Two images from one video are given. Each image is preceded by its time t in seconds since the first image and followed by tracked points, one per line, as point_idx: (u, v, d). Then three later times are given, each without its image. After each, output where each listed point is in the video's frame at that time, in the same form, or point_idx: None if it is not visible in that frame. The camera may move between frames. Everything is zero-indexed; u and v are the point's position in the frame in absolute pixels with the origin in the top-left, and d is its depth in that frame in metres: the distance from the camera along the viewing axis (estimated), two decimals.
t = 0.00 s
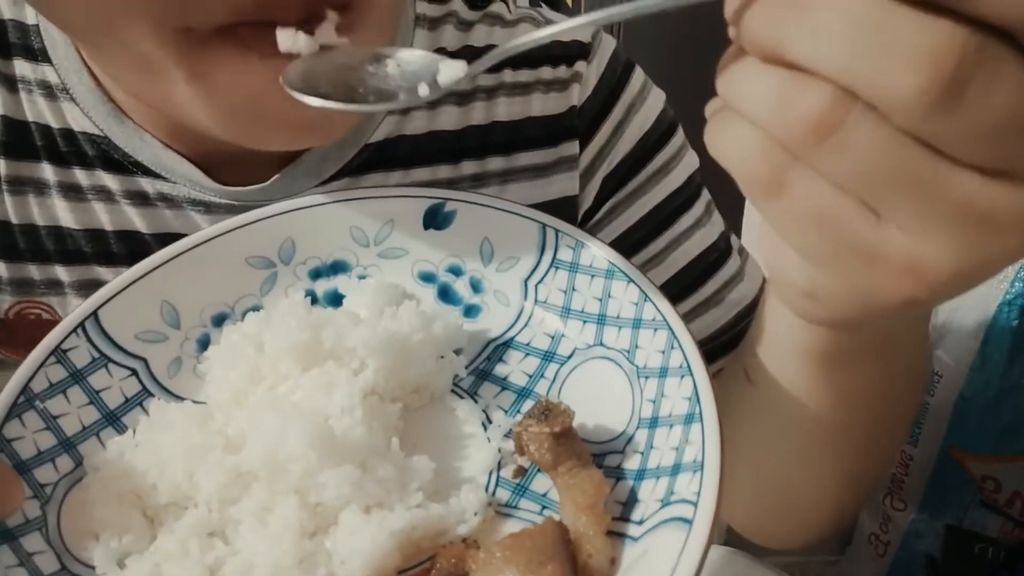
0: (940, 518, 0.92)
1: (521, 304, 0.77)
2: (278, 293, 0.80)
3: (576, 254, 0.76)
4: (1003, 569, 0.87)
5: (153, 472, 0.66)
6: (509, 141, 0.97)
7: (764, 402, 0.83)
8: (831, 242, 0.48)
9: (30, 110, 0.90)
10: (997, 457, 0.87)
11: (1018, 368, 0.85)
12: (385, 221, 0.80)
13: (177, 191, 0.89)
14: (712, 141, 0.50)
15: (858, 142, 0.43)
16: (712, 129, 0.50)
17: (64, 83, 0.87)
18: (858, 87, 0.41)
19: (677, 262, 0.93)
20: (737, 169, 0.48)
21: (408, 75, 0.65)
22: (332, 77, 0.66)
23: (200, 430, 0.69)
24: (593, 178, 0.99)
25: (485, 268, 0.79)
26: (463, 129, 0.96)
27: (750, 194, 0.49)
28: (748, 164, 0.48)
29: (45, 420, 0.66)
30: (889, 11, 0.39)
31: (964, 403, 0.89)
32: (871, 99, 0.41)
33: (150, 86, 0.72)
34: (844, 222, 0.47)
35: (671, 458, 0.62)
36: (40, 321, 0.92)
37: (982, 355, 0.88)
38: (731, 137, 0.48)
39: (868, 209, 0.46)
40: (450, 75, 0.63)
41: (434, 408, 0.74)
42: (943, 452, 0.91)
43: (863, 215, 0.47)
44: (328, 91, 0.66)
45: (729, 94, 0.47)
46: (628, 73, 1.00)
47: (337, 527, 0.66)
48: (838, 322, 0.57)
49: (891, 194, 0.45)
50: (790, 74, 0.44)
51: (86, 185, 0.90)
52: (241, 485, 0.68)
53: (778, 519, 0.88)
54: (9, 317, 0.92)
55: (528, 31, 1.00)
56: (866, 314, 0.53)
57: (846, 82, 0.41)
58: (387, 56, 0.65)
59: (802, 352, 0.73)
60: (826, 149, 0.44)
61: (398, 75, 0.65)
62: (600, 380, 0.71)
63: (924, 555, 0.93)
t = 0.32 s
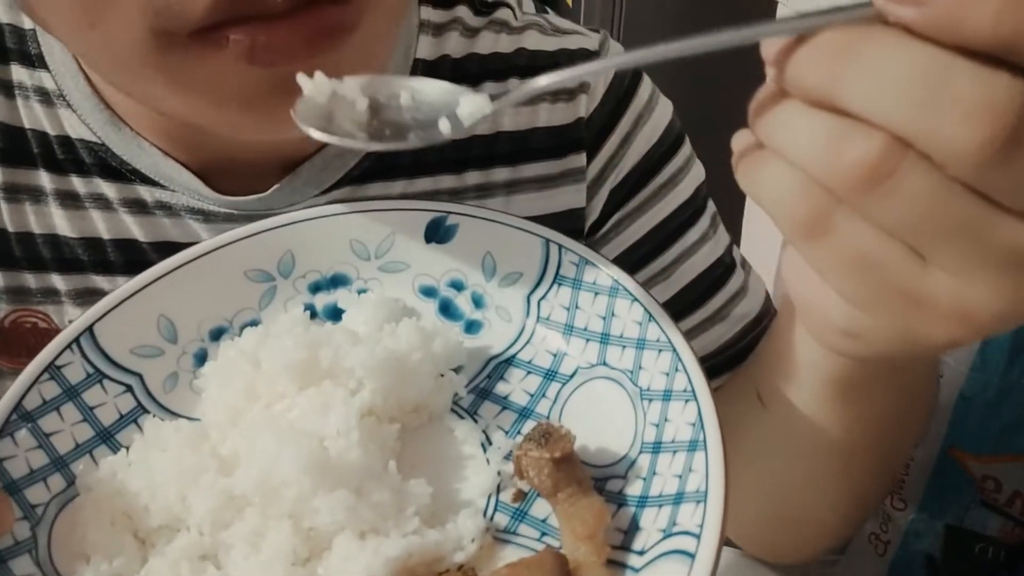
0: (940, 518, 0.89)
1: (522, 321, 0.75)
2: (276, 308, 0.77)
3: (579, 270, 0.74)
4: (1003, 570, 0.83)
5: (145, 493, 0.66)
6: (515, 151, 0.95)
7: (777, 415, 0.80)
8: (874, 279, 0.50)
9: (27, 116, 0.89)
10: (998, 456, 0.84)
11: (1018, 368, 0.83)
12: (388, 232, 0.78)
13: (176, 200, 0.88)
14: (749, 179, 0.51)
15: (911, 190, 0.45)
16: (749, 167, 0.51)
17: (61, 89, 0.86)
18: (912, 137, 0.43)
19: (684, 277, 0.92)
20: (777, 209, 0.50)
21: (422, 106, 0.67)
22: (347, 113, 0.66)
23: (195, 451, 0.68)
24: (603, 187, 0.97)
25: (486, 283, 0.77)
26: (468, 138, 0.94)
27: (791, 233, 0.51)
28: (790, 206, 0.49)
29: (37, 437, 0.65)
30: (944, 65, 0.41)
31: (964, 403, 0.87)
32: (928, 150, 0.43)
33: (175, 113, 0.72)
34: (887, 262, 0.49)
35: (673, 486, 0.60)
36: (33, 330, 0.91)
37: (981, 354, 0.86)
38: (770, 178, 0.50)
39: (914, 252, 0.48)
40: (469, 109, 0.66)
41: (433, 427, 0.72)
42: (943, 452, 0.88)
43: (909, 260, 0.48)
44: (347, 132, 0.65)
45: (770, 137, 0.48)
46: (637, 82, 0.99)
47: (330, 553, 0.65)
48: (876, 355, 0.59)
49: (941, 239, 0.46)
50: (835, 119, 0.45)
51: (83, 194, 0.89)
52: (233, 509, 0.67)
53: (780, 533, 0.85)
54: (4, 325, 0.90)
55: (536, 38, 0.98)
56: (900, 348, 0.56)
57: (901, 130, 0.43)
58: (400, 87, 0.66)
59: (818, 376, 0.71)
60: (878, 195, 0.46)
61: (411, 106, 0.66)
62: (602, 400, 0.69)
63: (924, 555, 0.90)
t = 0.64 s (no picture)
0: (940, 517, 0.90)
1: (522, 319, 0.76)
2: (277, 307, 0.78)
3: (578, 268, 0.74)
4: (1003, 570, 0.84)
5: (149, 491, 0.66)
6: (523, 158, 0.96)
7: (779, 422, 0.82)
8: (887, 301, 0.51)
9: (25, 118, 0.89)
10: (998, 457, 0.86)
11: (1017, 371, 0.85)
12: (387, 233, 0.78)
13: (175, 203, 0.88)
14: (760, 214, 0.53)
15: (920, 219, 0.47)
16: (760, 203, 0.53)
17: (59, 91, 0.86)
18: (922, 168, 0.45)
19: (688, 286, 0.92)
20: (790, 242, 0.52)
21: (422, 162, 0.66)
22: (345, 173, 0.65)
23: (198, 450, 0.69)
24: (606, 195, 0.98)
25: (485, 281, 0.78)
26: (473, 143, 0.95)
27: (808, 266, 0.53)
28: (802, 239, 0.51)
29: (40, 436, 0.65)
30: (949, 99, 0.43)
31: (963, 405, 0.89)
32: (938, 180, 0.45)
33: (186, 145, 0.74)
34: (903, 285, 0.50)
35: (674, 480, 0.61)
36: (33, 333, 0.90)
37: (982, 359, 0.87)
38: (781, 212, 0.51)
39: (927, 277, 0.50)
40: (474, 163, 0.63)
41: (436, 425, 0.73)
42: (943, 453, 0.89)
43: (923, 283, 0.50)
44: (346, 194, 0.66)
45: (781, 173, 0.50)
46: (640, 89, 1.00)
47: (335, 548, 0.66)
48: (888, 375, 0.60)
49: (955, 262, 0.48)
50: (843, 154, 0.47)
51: (82, 196, 0.89)
52: (238, 506, 0.67)
53: (779, 531, 0.86)
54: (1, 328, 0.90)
55: (539, 43, 0.99)
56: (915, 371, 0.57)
57: (910, 162, 0.45)
58: (397, 144, 0.65)
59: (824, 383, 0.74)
60: (891, 229, 0.47)
61: (410, 162, 0.65)
62: (601, 397, 0.70)
63: (924, 555, 0.90)
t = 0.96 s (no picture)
0: (940, 517, 0.88)
1: (523, 323, 0.75)
2: (278, 311, 0.77)
3: (580, 273, 0.74)
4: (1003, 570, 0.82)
5: (148, 497, 0.66)
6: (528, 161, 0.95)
7: (784, 432, 0.83)
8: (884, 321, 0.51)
9: (28, 121, 0.89)
10: (999, 456, 0.85)
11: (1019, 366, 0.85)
12: (386, 239, 0.78)
13: (177, 207, 0.88)
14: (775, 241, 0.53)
15: (935, 251, 0.47)
16: (773, 228, 0.53)
17: (61, 94, 0.86)
18: (937, 203, 0.45)
19: (695, 292, 0.91)
20: (802, 266, 0.52)
21: (437, 180, 0.66)
22: (361, 191, 0.65)
23: (198, 456, 0.68)
24: (614, 201, 0.98)
25: (487, 285, 0.77)
26: (477, 148, 0.95)
27: (819, 292, 0.53)
28: (815, 266, 0.51)
29: (39, 442, 0.65)
30: (967, 137, 0.43)
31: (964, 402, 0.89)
32: (951, 214, 0.45)
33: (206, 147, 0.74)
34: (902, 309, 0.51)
35: (676, 488, 0.61)
36: (34, 338, 0.90)
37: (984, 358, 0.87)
38: (795, 236, 0.52)
39: (939, 305, 0.50)
40: (489, 181, 0.65)
41: (437, 430, 0.72)
42: (943, 452, 0.88)
43: (935, 313, 0.50)
44: (360, 212, 0.64)
45: (795, 201, 0.51)
46: (649, 93, 0.99)
47: (335, 556, 0.65)
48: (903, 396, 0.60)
49: (968, 293, 0.48)
50: (856, 185, 0.48)
51: (83, 200, 0.89)
52: (238, 514, 0.67)
53: (779, 540, 0.85)
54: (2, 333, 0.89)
55: (547, 48, 0.98)
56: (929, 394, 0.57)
57: (924, 196, 0.45)
58: (412, 162, 0.66)
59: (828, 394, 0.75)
60: (905, 259, 0.48)
61: (425, 180, 0.66)
62: (603, 404, 0.69)
63: (924, 555, 0.88)
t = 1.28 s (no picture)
0: (941, 517, 0.88)
1: (530, 335, 0.75)
2: (284, 321, 0.77)
3: (587, 286, 0.73)
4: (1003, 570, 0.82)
5: (153, 508, 0.66)
6: (534, 163, 0.95)
7: (795, 437, 0.82)
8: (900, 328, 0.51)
9: (34, 123, 0.89)
10: (998, 457, 0.85)
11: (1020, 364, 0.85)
12: (393, 247, 0.78)
13: (184, 210, 0.87)
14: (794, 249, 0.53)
15: (958, 261, 0.47)
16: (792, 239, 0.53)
17: (70, 96, 0.86)
18: (959, 213, 0.45)
19: (702, 297, 0.91)
20: (820, 276, 0.52)
21: (452, 189, 0.66)
22: (375, 202, 0.65)
23: (203, 468, 0.68)
24: (621, 206, 0.96)
25: (493, 297, 0.77)
26: (484, 151, 0.94)
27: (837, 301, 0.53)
28: (833, 274, 0.51)
29: (45, 452, 0.64)
30: (991, 148, 0.43)
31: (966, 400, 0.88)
32: (974, 225, 0.45)
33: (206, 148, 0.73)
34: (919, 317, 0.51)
35: (683, 504, 0.61)
36: (39, 341, 0.90)
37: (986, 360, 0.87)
38: (812, 246, 0.52)
39: (958, 314, 0.49)
40: (504, 190, 0.65)
41: (442, 442, 0.72)
42: (943, 452, 0.88)
43: (955, 322, 0.50)
44: (373, 221, 0.64)
45: (817, 212, 0.51)
46: (657, 97, 0.99)
47: (341, 569, 0.66)
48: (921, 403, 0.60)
49: (988, 303, 0.48)
50: (879, 197, 0.48)
51: (90, 203, 0.89)
52: (243, 527, 0.67)
53: (784, 542, 0.86)
54: (8, 336, 0.90)
55: (555, 49, 0.98)
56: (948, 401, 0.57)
57: (948, 206, 0.45)
58: (426, 171, 0.66)
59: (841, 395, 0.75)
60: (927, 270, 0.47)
61: (439, 190, 0.66)
62: (610, 419, 0.69)
63: (924, 556, 0.87)
